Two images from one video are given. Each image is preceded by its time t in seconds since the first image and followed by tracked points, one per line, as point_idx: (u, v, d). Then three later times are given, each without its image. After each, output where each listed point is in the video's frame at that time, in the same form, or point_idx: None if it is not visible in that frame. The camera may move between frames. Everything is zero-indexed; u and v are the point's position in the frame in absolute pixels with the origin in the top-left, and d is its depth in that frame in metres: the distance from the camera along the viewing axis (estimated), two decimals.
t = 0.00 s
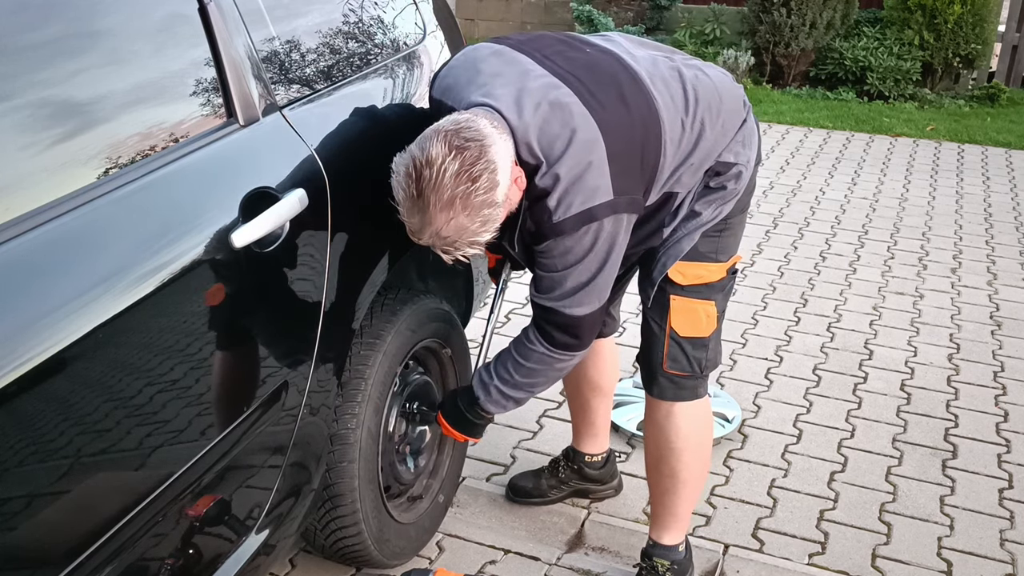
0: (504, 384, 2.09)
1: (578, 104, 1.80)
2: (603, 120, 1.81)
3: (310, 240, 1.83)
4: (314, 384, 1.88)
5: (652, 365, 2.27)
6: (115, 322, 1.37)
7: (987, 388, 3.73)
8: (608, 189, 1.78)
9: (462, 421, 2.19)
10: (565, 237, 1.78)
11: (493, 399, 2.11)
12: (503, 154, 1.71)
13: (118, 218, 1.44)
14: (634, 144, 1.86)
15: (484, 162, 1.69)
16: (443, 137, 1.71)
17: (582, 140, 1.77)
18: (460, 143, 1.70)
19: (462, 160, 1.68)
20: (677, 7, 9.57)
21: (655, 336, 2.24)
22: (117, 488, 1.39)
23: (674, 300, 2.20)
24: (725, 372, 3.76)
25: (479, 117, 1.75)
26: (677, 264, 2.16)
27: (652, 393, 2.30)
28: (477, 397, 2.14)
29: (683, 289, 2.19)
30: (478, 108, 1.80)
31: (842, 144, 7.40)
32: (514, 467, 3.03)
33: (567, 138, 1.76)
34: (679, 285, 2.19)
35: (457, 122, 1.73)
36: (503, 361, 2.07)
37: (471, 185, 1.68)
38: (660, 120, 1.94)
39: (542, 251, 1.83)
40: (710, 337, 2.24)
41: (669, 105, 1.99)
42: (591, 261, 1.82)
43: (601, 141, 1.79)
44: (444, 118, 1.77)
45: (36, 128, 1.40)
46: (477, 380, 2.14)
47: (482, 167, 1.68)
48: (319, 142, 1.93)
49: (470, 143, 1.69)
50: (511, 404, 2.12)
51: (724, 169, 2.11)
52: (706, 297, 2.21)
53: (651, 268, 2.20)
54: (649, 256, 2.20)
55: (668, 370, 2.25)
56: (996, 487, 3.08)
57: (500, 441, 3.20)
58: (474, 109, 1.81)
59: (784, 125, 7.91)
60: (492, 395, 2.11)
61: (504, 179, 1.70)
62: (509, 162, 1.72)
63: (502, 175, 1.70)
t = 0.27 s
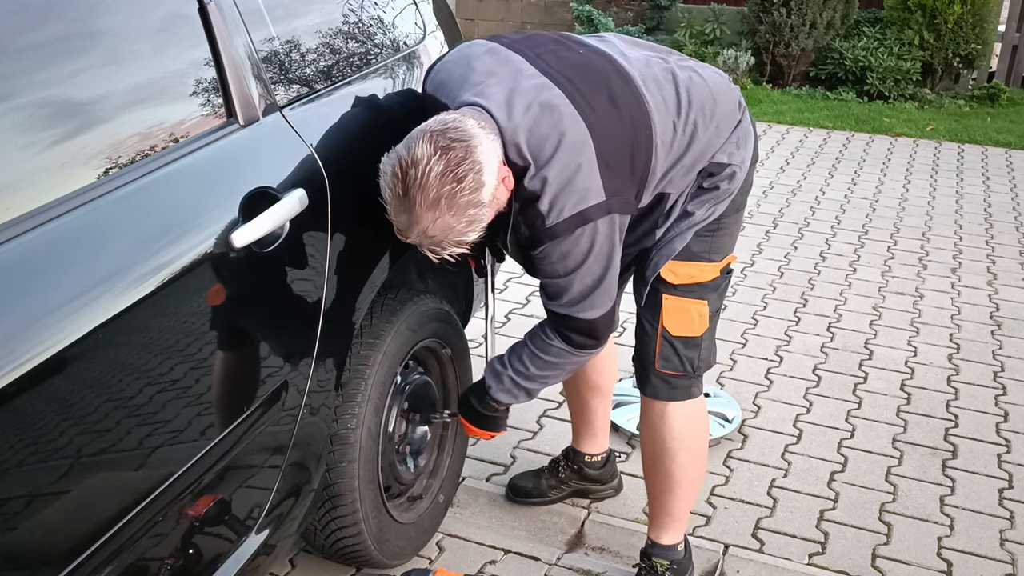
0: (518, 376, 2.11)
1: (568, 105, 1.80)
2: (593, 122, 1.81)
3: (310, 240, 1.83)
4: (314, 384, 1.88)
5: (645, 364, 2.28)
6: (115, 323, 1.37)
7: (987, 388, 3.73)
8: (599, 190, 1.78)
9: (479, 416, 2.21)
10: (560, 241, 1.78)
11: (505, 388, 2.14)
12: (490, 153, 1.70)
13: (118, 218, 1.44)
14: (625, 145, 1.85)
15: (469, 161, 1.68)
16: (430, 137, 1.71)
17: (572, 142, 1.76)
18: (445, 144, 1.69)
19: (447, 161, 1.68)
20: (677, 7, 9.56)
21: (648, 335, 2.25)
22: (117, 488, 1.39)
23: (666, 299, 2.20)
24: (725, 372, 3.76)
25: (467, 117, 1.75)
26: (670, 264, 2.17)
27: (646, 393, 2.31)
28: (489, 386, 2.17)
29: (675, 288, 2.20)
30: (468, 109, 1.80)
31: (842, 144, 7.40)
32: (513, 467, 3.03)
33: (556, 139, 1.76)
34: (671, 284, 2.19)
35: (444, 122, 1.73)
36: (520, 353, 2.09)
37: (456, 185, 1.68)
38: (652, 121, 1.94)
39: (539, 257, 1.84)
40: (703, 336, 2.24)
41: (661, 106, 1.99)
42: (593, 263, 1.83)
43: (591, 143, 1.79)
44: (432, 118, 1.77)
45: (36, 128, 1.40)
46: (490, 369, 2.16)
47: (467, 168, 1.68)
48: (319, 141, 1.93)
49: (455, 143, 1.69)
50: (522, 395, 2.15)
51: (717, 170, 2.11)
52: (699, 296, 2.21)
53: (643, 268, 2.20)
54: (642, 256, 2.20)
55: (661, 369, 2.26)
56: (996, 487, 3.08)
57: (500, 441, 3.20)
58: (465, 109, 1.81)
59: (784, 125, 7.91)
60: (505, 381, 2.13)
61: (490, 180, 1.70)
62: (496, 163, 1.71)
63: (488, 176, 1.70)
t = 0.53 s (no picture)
0: (528, 393, 2.11)
1: (571, 103, 1.80)
2: (595, 119, 1.81)
3: (310, 240, 1.83)
4: (314, 384, 1.88)
5: (649, 364, 2.27)
6: (115, 322, 1.37)
7: (987, 388, 3.73)
8: (604, 187, 1.78)
9: (493, 436, 2.19)
10: (567, 240, 1.79)
11: (521, 408, 2.13)
12: (492, 152, 1.70)
13: (118, 218, 1.44)
14: (629, 143, 1.85)
15: (472, 160, 1.68)
16: (433, 138, 1.72)
17: (575, 140, 1.77)
18: (448, 143, 1.69)
19: (450, 160, 1.68)
20: (676, 7, 9.56)
21: (653, 334, 2.24)
22: (117, 488, 1.39)
23: (670, 299, 2.20)
24: (725, 372, 3.76)
25: (470, 118, 1.75)
26: (673, 264, 2.16)
27: (649, 392, 2.30)
28: (504, 409, 2.15)
29: (679, 288, 2.19)
30: (470, 110, 1.81)
31: (842, 144, 7.40)
32: (514, 467, 3.03)
33: (559, 138, 1.77)
34: (674, 284, 2.19)
35: (447, 123, 1.73)
36: (525, 369, 2.10)
37: (459, 184, 1.67)
38: (654, 120, 1.94)
39: (548, 257, 1.85)
40: (707, 335, 2.23)
41: (662, 104, 1.99)
42: (598, 262, 1.84)
43: (594, 139, 1.79)
44: (436, 120, 1.78)
45: (36, 128, 1.40)
46: (501, 392, 2.16)
47: (470, 166, 1.67)
48: (319, 141, 1.93)
49: (458, 143, 1.69)
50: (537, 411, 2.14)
51: (719, 168, 2.11)
52: (702, 295, 2.21)
53: (647, 268, 2.20)
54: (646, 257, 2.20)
55: (664, 369, 2.25)
56: (996, 487, 3.08)
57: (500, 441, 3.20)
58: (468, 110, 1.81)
59: (784, 125, 7.91)
60: (516, 402, 2.13)
61: (493, 178, 1.69)
62: (500, 162, 1.71)
63: (492, 175, 1.69)
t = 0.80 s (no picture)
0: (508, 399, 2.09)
1: (576, 112, 1.81)
2: (600, 128, 1.81)
3: (309, 240, 1.83)
4: (314, 384, 1.88)
5: (654, 364, 2.27)
6: (115, 322, 1.37)
7: (987, 388, 3.73)
8: (607, 197, 1.78)
9: (469, 442, 2.15)
10: (566, 247, 1.79)
11: (502, 414, 2.11)
12: (501, 165, 1.70)
13: (118, 218, 1.44)
14: (634, 150, 1.86)
15: (481, 173, 1.68)
16: (441, 150, 1.71)
17: (581, 149, 1.77)
18: (457, 156, 1.69)
19: (459, 172, 1.68)
20: (676, 7, 9.56)
21: (657, 334, 2.25)
22: (117, 488, 1.39)
23: (675, 298, 2.20)
24: (725, 372, 3.76)
25: (478, 129, 1.75)
26: (677, 263, 2.16)
27: (652, 392, 2.30)
28: (483, 415, 2.13)
29: (684, 287, 2.19)
30: (476, 120, 1.81)
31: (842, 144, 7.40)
32: (514, 467, 3.03)
33: (565, 148, 1.77)
34: (679, 284, 2.19)
35: (455, 135, 1.73)
36: (506, 375, 2.08)
37: (468, 197, 1.67)
38: (659, 126, 1.95)
39: (546, 262, 1.85)
40: (711, 335, 2.23)
41: (667, 111, 1.99)
42: (593, 270, 1.83)
43: (598, 149, 1.79)
44: (443, 130, 1.77)
45: (36, 128, 1.40)
46: (479, 397, 2.14)
47: (479, 179, 1.68)
48: (319, 141, 1.93)
49: (466, 155, 1.68)
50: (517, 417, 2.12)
51: (724, 171, 2.11)
52: (706, 295, 2.21)
53: (652, 268, 2.20)
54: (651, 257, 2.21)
55: (668, 368, 2.25)
56: (996, 487, 3.08)
57: (500, 441, 3.20)
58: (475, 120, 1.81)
59: (784, 125, 7.91)
60: (497, 408, 2.10)
61: (501, 190, 1.70)
62: (507, 174, 1.71)
63: (500, 187, 1.69)
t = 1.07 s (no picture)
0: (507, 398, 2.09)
1: (578, 113, 1.80)
2: (602, 130, 1.81)
3: (309, 240, 1.83)
4: (314, 384, 1.88)
5: (655, 364, 2.27)
6: (115, 322, 1.37)
7: (987, 388, 3.73)
8: (609, 198, 1.78)
9: (470, 443, 2.15)
10: (567, 248, 1.79)
11: (503, 415, 2.11)
12: (505, 168, 1.70)
13: (118, 218, 1.44)
14: (636, 151, 1.86)
15: (485, 176, 1.68)
16: (446, 152, 1.71)
17: (582, 150, 1.77)
18: (461, 159, 1.69)
19: (464, 176, 1.68)
20: (676, 7, 9.56)
21: (658, 334, 2.25)
22: (117, 488, 1.39)
23: (677, 298, 2.20)
24: (725, 372, 3.76)
25: (482, 131, 1.75)
26: (678, 263, 2.16)
27: (653, 392, 2.30)
28: (483, 415, 2.13)
29: (685, 287, 2.19)
30: (478, 121, 1.81)
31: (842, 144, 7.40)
32: (514, 467, 3.03)
33: (567, 149, 1.77)
34: (680, 284, 2.19)
35: (459, 137, 1.73)
36: (506, 375, 2.07)
37: (472, 200, 1.68)
38: (661, 127, 1.95)
39: (546, 262, 1.85)
40: (713, 335, 2.23)
41: (670, 112, 1.99)
42: (593, 270, 1.83)
43: (600, 149, 1.79)
44: (447, 132, 1.77)
45: (36, 128, 1.40)
46: (479, 398, 2.13)
47: (483, 182, 1.68)
48: (318, 141, 1.93)
49: (471, 158, 1.69)
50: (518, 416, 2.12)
51: (727, 171, 2.11)
52: (707, 295, 2.20)
53: (654, 268, 2.20)
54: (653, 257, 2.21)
55: (669, 368, 2.25)
56: (996, 487, 3.08)
57: (500, 441, 3.20)
58: (477, 121, 1.81)
59: (784, 125, 7.91)
60: (496, 409, 2.10)
61: (505, 194, 1.70)
62: (511, 177, 1.71)
63: (504, 190, 1.70)
